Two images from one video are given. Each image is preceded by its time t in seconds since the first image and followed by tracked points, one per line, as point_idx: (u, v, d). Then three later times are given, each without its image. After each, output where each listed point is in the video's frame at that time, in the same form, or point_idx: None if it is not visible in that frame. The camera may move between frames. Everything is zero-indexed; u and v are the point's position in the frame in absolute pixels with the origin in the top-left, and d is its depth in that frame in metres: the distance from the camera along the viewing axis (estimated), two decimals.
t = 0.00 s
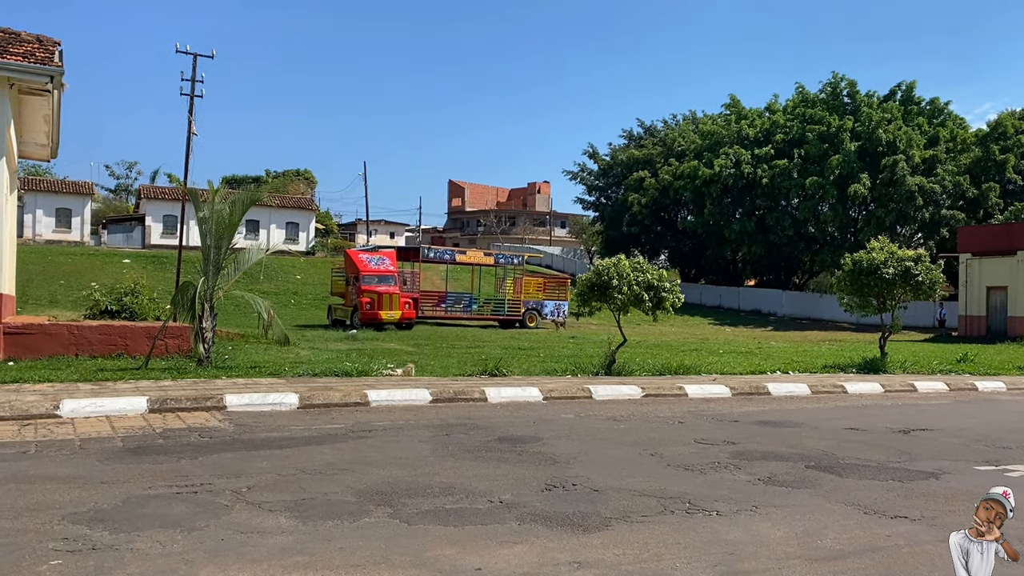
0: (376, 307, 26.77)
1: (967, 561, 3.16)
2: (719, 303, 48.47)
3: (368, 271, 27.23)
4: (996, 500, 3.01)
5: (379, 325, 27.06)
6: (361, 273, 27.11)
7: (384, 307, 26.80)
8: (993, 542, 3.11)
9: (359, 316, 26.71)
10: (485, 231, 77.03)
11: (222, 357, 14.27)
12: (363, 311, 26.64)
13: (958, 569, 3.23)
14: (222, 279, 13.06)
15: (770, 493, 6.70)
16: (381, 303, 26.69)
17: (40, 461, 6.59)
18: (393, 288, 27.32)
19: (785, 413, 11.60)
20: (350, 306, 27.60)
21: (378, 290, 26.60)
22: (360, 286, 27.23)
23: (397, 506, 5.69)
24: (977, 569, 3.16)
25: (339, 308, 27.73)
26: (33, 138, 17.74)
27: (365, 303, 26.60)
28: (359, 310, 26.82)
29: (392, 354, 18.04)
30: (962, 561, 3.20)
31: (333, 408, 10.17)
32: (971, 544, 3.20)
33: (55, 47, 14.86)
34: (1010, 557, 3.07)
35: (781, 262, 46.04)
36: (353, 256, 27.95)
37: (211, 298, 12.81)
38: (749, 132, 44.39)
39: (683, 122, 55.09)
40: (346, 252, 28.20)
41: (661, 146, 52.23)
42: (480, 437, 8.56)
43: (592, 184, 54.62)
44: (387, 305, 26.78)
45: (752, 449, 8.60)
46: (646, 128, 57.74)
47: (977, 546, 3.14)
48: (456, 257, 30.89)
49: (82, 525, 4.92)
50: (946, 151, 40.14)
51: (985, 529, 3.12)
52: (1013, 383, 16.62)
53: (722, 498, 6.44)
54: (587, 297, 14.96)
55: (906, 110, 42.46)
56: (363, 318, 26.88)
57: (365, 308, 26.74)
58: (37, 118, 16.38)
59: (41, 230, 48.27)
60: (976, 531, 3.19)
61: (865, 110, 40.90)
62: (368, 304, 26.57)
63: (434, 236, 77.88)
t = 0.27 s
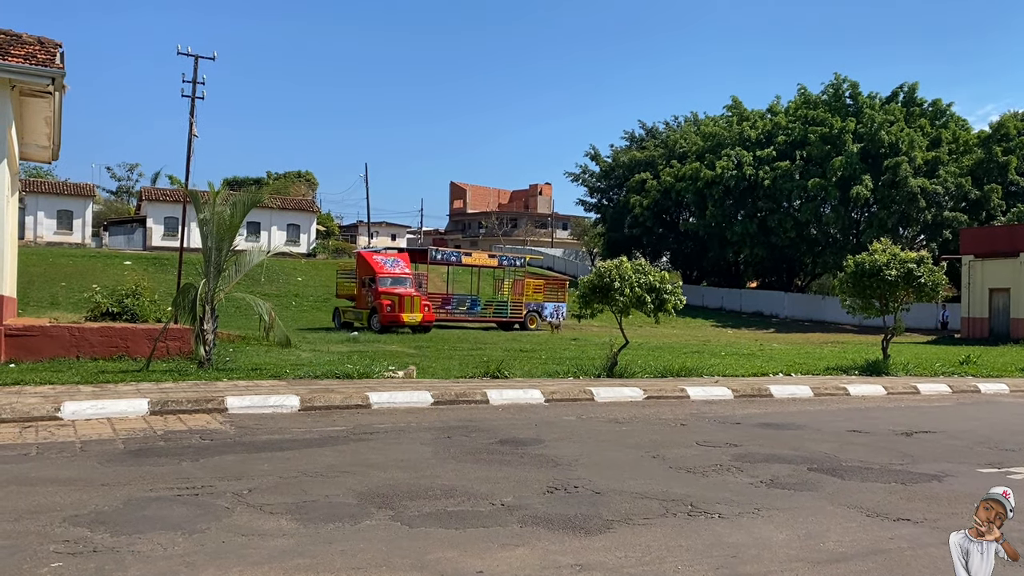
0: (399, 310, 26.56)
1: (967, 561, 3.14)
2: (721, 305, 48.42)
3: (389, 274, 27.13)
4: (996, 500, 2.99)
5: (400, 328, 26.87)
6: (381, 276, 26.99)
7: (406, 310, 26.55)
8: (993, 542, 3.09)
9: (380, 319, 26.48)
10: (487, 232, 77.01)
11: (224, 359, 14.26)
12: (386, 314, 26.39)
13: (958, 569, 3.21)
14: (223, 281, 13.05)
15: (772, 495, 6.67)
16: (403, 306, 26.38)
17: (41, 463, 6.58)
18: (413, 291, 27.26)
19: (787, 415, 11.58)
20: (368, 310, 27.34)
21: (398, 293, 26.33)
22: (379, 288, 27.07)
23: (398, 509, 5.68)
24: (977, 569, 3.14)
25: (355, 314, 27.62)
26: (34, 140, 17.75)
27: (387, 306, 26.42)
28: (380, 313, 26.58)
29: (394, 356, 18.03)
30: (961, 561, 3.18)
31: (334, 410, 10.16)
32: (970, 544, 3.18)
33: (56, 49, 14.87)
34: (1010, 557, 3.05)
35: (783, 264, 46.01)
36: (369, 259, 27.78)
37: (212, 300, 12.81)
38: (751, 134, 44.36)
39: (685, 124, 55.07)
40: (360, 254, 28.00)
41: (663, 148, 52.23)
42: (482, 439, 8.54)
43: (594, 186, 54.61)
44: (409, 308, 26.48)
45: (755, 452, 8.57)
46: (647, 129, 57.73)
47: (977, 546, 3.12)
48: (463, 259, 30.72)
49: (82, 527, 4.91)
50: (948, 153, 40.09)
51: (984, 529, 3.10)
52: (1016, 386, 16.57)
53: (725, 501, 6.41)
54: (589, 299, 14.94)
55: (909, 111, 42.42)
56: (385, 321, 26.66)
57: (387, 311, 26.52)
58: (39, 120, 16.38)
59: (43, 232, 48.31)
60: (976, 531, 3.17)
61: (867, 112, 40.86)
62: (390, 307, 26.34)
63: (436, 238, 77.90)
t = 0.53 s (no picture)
0: (422, 312, 26.47)
1: (967, 561, 3.14)
2: (722, 306, 48.41)
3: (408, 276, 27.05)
4: (995, 500, 2.99)
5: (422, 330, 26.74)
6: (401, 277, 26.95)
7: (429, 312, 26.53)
8: (993, 542, 3.09)
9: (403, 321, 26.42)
10: (488, 234, 76.97)
11: (224, 360, 14.27)
12: (410, 316, 26.29)
13: (958, 569, 3.21)
14: (224, 282, 13.07)
15: (773, 497, 6.67)
16: (426, 308, 26.31)
17: (42, 464, 6.60)
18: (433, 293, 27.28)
19: (788, 416, 11.57)
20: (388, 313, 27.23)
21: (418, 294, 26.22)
22: (399, 291, 26.97)
23: (398, 510, 5.68)
24: (977, 569, 3.14)
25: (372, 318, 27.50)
26: (35, 142, 17.78)
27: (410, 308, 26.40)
28: (403, 316, 26.49)
29: (394, 358, 18.02)
30: (961, 561, 3.18)
31: (335, 411, 10.17)
32: (970, 544, 3.18)
33: (57, 51, 14.88)
34: (1010, 557, 3.05)
35: (783, 265, 46.01)
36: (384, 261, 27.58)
37: (213, 302, 12.82)
38: (751, 135, 44.36)
39: (685, 125, 55.10)
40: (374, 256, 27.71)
41: (664, 150, 52.24)
42: (483, 440, 8.54)
43: (595, 187, 54.61)
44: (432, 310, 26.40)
45: (756, 453, 8.57)
46: (647, 131, 57.75)
47: (977, 546, 3.12)
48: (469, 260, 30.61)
49: (83, 528, 4.91)
50: (949, 154, 40.11)
51: (984, 529, 3.10)
52: (1016, 386, 16.56)
53: (725, 501, 6.42)
54: (589, 300, 14.95)
55: (909, 112, 42.46)
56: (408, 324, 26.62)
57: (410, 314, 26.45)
58: (40, 122, 16.40)
59: (43, 234, 48.32)
60: (976, 532, 3.17)
61: (867, 113, 40.87)
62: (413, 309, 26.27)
63: (437, 240, 77.87)
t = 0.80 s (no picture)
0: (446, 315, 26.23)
1: (967, 561, 3.14)
2: (722, 306, 48.39)
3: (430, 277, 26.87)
4: (995, 500, 2.99)
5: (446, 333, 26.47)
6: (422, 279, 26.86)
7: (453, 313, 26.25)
8: (993, 542, 3.09)
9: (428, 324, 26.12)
10: (488, 235, 76.95)
11: (225, 361, 14.27)
12: (434, 318, 25.97)
13: (957, 569, 3.21)
14: (224, 283, 13.07)
15: (773, 497, 6.67)
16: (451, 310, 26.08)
17: (43, 466, 6.59)
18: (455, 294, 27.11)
19: (789, 416, 11.57)
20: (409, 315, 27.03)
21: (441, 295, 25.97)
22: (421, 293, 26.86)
23: (399, 511, 5.68)
24: (977, 569, 3.14)
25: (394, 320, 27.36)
26: (36, 144, 17.79)
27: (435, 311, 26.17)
28: (428, 319, 26.28)
29: (395, 359, 18.01)
30: (962, 561, 3.18)
31: (336, 412, 10.17)
32: (971, 544, 3.17)
33: (58, 53, 14.90)
34: (1010, 557, 3.04)
35: (784, 266, 46.01)
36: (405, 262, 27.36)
37: (213, 303, 12.82)
38: (751, 135, 44.36)
39: (686, 126, 55.10)
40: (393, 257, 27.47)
41: (664, 150, 52.23)
42: (483, 441, 8.54)
43: (595, 188, 54.60)
44: (457, 311, 26.06)
45: (757, 453, 8.56)
46: (648, 131, 57.74)
47: (977, 546, 3.11)
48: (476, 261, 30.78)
49: (84, 530, 4.91)
50: (949, 154, 40.10)
51: (984, 529, 3.10)
52: (1017, 387, 16.55)
53: (726, 502, 6.42)
54: (590, 301, 14.94)
55: (909, 113, 42.46)
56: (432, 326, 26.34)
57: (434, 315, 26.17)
58: (40, 124, 16.42)
59: (44, 236, 48.32)
60: (976, 531, 3.17)
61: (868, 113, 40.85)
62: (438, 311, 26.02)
63: (437, 241, 77.90)
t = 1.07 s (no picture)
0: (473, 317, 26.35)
1: (967, 561, 3.14)
2: (722, 306, 48.39)
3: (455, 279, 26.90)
4: (995, 500, 2.99)
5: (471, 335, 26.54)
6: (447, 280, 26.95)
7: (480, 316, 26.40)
8: (993, 542, 3.09)
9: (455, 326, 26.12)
10: (488, 235, 76.93)
11: (225, 362, 14.28)
12: (461, 320, 25.98)
13: (958, 569, 3.20)
14: (224, 284, 13.07)
15: (774, 497, 6.66)
16: (479, 312, 26.25)
17: (43, 467, 6.59)
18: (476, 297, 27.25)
19: (789, 417, 11.56)
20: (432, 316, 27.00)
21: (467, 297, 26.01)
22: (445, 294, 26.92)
23: (400, 512, 5.68)
24: (977, 569, 3.14)
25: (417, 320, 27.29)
26: (36, 145, 17.78)
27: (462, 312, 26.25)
28: (454, 320, 26.33)
29: (395, 359, 18.00)
30: (962, 561, 3.18)
31: (336, 413, 10.17)
32: (970, 544, 3.18)
33: (57, 54, 14.90)
34: (1010, 557, 3.04)
35: (784, 266, 46.00)
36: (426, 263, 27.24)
37: (213, 304, 12.81)
38: (751, 135, 44.36)
39: (685, 126, 55.11)
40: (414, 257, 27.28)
41: (664, 151, 52.22)
42: (484, 442, 8.54)
43: (595, 189, 54.60)
44: (485, 314, 26.29)
45: (757, 454, 8.55)
46: (648, 132, 57.74)
47: (978, 546, 3.11)
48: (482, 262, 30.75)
49: (85, 531, 4.91)
50: (949, 154, 40.12)
51: (984, 529, 3.10)
52: (1017, 386, 16.55)
53: (726, 502, 6.41)
54: (590, 302, 14.94)
55: (909, 112, 42.47)
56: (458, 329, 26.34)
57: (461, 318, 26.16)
58: (40, 125, 16.41)
59: (44, 237, 48.31)
60: (976, 531, 3.17)
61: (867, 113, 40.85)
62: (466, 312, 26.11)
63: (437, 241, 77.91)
